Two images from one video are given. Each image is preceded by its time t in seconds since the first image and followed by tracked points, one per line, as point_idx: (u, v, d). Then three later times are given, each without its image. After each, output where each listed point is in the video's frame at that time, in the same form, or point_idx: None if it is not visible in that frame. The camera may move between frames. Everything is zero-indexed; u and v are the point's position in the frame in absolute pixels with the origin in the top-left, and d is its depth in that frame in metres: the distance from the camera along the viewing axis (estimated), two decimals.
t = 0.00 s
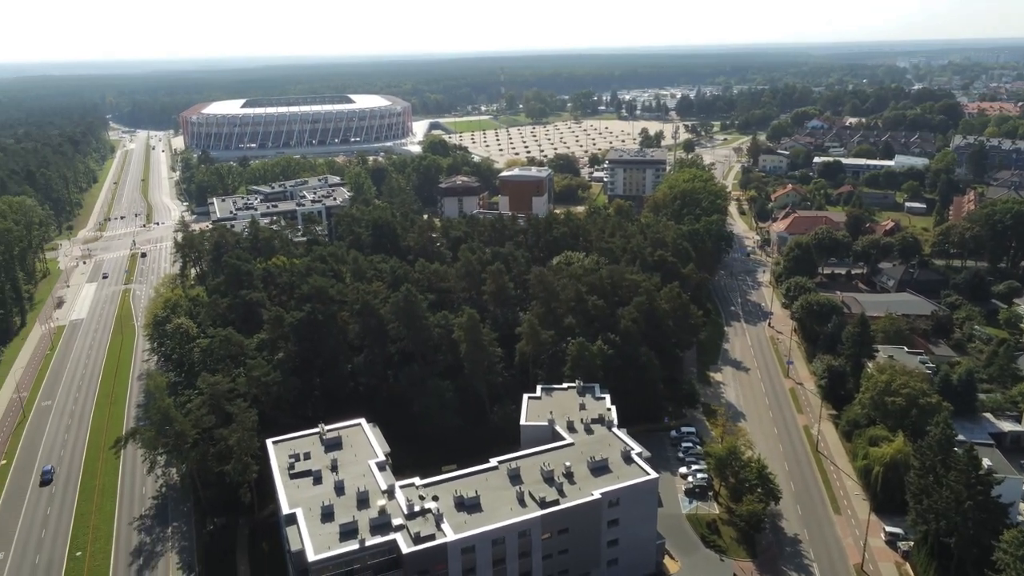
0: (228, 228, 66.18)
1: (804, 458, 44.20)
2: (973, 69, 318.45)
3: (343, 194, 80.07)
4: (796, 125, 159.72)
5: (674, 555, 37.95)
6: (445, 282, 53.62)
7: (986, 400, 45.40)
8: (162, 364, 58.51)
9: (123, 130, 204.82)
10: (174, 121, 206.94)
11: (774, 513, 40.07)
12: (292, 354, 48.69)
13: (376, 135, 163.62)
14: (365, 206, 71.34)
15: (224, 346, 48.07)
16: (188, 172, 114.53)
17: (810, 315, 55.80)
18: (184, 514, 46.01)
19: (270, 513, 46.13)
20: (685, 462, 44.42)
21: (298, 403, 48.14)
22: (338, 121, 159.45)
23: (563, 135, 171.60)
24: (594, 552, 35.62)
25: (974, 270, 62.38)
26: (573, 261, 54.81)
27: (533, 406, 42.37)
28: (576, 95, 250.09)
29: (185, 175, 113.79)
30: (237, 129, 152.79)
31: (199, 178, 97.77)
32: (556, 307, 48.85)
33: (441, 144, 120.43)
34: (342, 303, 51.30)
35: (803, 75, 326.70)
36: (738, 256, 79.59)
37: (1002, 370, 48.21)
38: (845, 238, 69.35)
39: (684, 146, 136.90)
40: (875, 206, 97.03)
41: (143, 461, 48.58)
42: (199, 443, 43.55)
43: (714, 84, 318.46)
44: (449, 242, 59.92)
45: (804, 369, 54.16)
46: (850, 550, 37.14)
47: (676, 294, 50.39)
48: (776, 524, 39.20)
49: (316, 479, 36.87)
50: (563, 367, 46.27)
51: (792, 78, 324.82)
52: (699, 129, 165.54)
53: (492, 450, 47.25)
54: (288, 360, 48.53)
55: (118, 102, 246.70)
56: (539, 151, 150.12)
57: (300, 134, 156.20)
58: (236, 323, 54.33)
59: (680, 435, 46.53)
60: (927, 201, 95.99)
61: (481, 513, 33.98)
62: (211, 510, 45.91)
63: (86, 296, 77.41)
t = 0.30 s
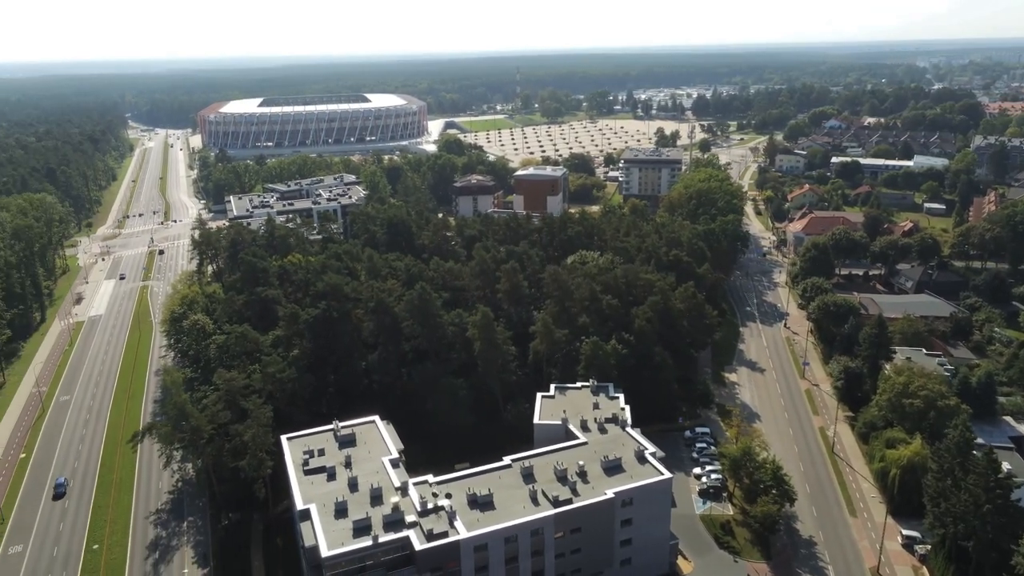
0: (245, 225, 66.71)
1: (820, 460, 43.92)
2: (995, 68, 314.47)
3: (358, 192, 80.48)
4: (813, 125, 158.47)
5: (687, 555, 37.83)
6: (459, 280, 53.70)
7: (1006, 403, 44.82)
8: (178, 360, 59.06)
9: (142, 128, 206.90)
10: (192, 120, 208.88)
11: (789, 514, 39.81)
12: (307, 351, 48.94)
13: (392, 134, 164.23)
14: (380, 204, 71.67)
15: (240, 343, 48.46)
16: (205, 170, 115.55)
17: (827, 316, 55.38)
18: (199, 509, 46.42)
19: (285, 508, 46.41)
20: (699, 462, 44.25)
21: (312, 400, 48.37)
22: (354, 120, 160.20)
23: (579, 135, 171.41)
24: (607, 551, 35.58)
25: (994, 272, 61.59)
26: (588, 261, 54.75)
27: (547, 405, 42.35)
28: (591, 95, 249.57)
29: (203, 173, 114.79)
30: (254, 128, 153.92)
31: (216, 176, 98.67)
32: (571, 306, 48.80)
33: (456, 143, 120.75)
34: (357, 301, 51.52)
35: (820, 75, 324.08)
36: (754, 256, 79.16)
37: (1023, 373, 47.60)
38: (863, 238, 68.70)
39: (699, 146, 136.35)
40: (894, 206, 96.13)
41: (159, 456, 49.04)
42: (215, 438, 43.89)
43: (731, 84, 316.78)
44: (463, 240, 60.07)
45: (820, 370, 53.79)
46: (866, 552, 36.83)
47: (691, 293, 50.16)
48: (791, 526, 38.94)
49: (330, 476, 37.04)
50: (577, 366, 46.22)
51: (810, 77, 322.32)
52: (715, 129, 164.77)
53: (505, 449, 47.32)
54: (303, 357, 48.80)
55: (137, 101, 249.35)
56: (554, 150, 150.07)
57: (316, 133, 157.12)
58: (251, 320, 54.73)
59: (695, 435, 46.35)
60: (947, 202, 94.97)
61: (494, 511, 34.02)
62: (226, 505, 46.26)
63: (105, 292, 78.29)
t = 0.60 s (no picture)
0: (261, 223, 67.25)
1: (836, 462, 43.54)
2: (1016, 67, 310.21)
3: (373, 191, 80.87)
4: (831, 125, 157.23)
5: (701, 556, 37.66)
6: (474, 279, 53.79)
7: None
8: (195, 356, 59.57)
9: (160, 127, 208.96)
10: (209, 119, 210.77)
11: (804, 517, 39.50)
12: (321, 349, 49.18)
13: (407, 133, 164.77)
14: (396, 203, 72.05)
15: (255, 339, 48.82)
16: (222, 168, 116.54)
17: (844, 317, 54.96)
18: (214, 504, 46.80)
19: (299, 505, 46.59)
20: (713, 462, 44.03)
21: (327, 397, 48.63)
22: (370, 120, 160.87)
23: (594, 134, 171.14)
24: (620, 551, 35.50)
25: (1015, 273, 60.80)
26: (602, 260, 54.70)
27: (560, 403, 42.30)
28: (607, 95, 249.11)
29: (220, 171, 115.77)
30: (270, 127, 155.02)
31: (233, 174, 99.57)
32: (585, 305, 48.74)
33: (471, 142, 121.02)
34: (371, 298, 51.73)
35: (839, 75, 321.49)
36: (770, 256, 78.68)
37: None
38: (881, 239, 68.10)
39: (716, 146, 135.73)
40: (912, 207, 95.25)
41: (175, 451, 49.47)
42: (230, 434, 44.23)
43: (748, 84, 315.12)
44: (478, 239, 60.20)
45: (836, 372, 53.38)
46: (882, 556, 36.46)
47: (706, 293, 49.91)
48: (806, 529, 38.65)
49: (343, 472, 37.21)
50: (591, 365, 46.17)
51: (828, 77, 319.96)
52: (731, 129, 164.02)
53: (519, 448, 47.33)
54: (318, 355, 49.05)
55: (155, 100, 252.26)
56: (569, 150, 149.97)
57: (332, 132, 157.97)
58: (267, 317, 55.13)
59: (709, 436, 46.12)
60: (967, 203, 93.96)
61: (507, 509, 34.04)
62: (241, 501, 46.52)
63: (123, 288, 79.20)
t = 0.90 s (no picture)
0: (277, 221, 67.73)
1: (852, 464, 43.18)
2: None
3: (388, 190, 81.26)
4: (849, 125, 156.00)
5: (715, 557, 37.48)
6: (488, 278, 53.86)
7: None
8: (210, 352, 60.06)
9: (178, 126, 211.06)
10: (226, 118, 212.57)
11: (819, 519, 39.22)
12: (336, 346, 49.40)
13: (422, 132, 165.24)
14: (411, 202, 72.31)
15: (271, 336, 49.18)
16: (239, 167, 117.50)
17: (861, 318, 54.58)
18: (229, 499, 47.15)
19: (313, 501, 46.79)
20: (728, 464, 43.78)
21: (341, 394, 48.83)
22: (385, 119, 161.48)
23: (610, 134, 170.84)
24: (633, 551, 35.40)
25: None
26: (617, 260, 54.61)
27: (574, 403, 42.27)
28: (622, 95, 248.64)
29: (237, 169, 116.69)
30: (287, 125, 156.05)
31: (250, 173, 100.40)
32: (599, 304, 48.68)
33: (486, 141, 121.24)
34: (386, 296, 51.92)
35: (857, 74, 319.13)
36: (787, 257, 78.18)
37: None
38: (898, 241, 67.54)
39: (732, 146, 135.08)
40: (932, 208, 94.30)
41: (191, 447, 49.92)
42: (245, 430, 44.57)
43: (765, 83, 313.42)
44: (492, 238, 60.31)
45: (853, 373, 52.97)
46: (899, 559, 36.11)
47: (721, 293, 49.66)
48: (821, 531, 38.36)
49: (357, 469, 37.37)
50: (604, 365, 46.12)
51: (846, 76, 317.54)
52: (748, 129, 163.16)
53: (532, 446, 47.35)
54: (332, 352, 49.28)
55: (174, 99, 254.84)
56: (584, 150, 149.83)
57: (348, 131, 158.75)
58: (282, 314, 55.52)
59: (723, 436, 45.92)
60: (987, 204, 92.96)
61: (520, 507, 34.07)
62: (255, 496, 46.84)
63: (141, 285, 80.05)
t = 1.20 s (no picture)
0: (294, 218, 68.23)
1: (869, 467, 42.82)
2: None
3: (404, 188, 81.61)
4: (868, 124, 154.64)
5: (729, 558, 37.32)
6: (502, 276, 53.94)
7: None
8: (227, 348, 60.57)
9: (197, 125, 213.16)
10: (243, 117, 214.35)
11: (835, 521, 38.91)
12: (351, 343, 49.67)
13: (438, 131, 165.71)
14: (426, 200, 72.59)
15: (286, 333, 49.51)
16: (256, 165, 118.42)
17: (879, 320, 54.11)
18: (244, 494, 47.49)
19: (327, 497, 47.01)
20: (742, 465, 43.56)
21: (356, 391, 49.06)
22: (401, 118, 162.09)
23: (625, 134, 170.46)
24: (646, 551, 35.30)
25: None
26: (632, 259, 54.47)
27: (587, 402, 42.20)
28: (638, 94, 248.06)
29: (254, 168, 117.66)
30: (304, 124, 157.08)
31: (267, 171, 101.21)
32: (614, 304, 48.59)
33: (502, 140, 121.52)
34: (400, 294, 52.12)
35: (876, 74, 316.58)
36: (804, 258, 77.62)
37: None
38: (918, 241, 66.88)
39: (748, 146, 134.35)
40: (952, 209, 93.32)
41: (207, 442, 50.32)
42: (261, 426, 44.90)
43: (782, 83, 311.57)
44: (507, 237, 60.39)
45: (870, 375, 52.52)
46: (916, 563, 35.75)
47: (737, 293, 49.40)
48: (837, 534, 38.04)
49: (371, 466, 37.55)
50: (619, 365, 46.04)
51: (865, 76, 315.02)
52: (764, 128, 162.27)
53: (545, 445, 47.33)
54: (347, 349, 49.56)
55: (192, 98, 257.28)
56: (599, 149, 149.61)
57: (364, 130, 159.50)
58: (298, 311, 55.89)
59: (738, 438, 45.69)
60: (1008, 206, 91.84)
61: (533, 505, 34.09)
62: (270, 492, 47.12)
63: (159, 282, 80.90)
